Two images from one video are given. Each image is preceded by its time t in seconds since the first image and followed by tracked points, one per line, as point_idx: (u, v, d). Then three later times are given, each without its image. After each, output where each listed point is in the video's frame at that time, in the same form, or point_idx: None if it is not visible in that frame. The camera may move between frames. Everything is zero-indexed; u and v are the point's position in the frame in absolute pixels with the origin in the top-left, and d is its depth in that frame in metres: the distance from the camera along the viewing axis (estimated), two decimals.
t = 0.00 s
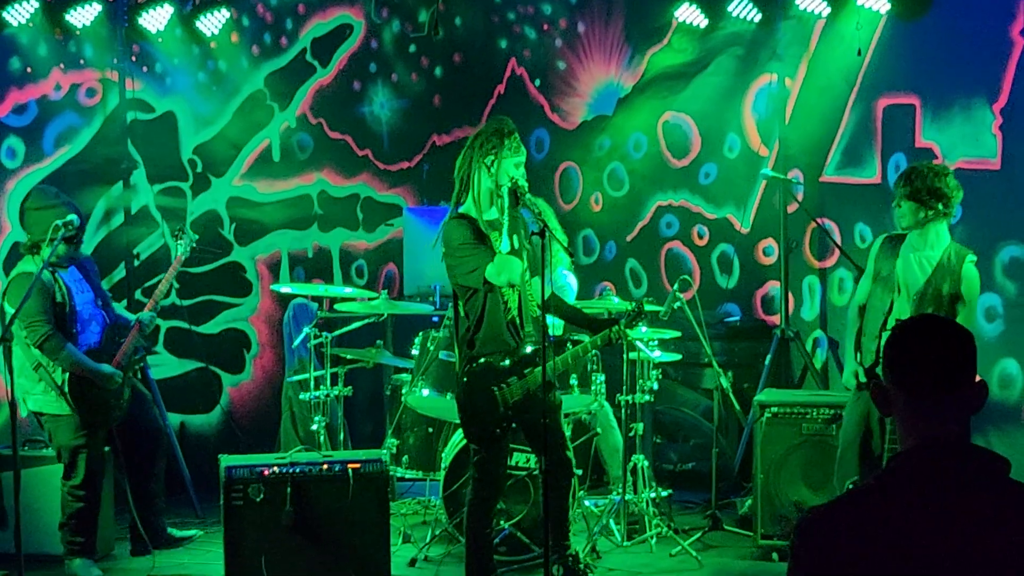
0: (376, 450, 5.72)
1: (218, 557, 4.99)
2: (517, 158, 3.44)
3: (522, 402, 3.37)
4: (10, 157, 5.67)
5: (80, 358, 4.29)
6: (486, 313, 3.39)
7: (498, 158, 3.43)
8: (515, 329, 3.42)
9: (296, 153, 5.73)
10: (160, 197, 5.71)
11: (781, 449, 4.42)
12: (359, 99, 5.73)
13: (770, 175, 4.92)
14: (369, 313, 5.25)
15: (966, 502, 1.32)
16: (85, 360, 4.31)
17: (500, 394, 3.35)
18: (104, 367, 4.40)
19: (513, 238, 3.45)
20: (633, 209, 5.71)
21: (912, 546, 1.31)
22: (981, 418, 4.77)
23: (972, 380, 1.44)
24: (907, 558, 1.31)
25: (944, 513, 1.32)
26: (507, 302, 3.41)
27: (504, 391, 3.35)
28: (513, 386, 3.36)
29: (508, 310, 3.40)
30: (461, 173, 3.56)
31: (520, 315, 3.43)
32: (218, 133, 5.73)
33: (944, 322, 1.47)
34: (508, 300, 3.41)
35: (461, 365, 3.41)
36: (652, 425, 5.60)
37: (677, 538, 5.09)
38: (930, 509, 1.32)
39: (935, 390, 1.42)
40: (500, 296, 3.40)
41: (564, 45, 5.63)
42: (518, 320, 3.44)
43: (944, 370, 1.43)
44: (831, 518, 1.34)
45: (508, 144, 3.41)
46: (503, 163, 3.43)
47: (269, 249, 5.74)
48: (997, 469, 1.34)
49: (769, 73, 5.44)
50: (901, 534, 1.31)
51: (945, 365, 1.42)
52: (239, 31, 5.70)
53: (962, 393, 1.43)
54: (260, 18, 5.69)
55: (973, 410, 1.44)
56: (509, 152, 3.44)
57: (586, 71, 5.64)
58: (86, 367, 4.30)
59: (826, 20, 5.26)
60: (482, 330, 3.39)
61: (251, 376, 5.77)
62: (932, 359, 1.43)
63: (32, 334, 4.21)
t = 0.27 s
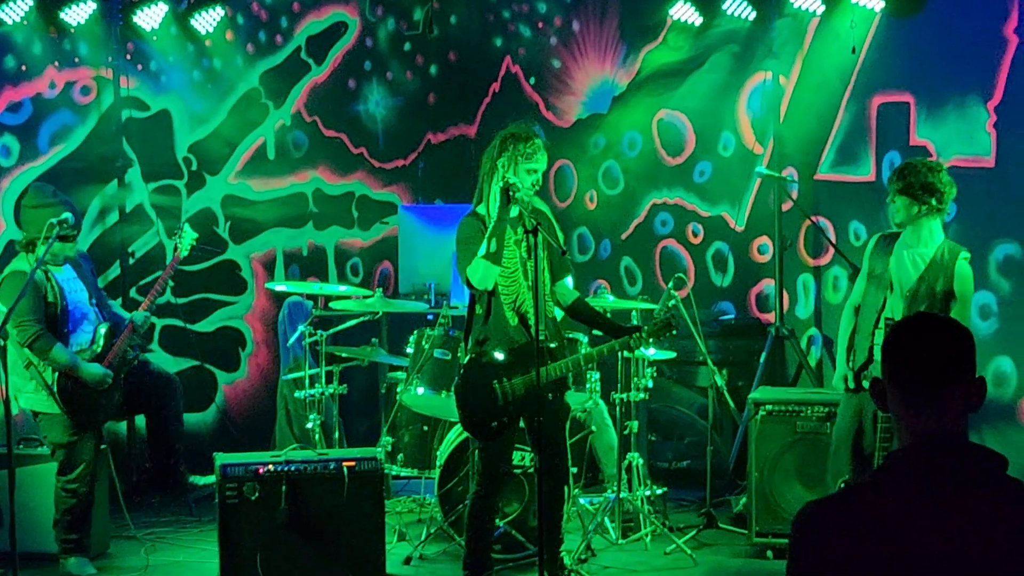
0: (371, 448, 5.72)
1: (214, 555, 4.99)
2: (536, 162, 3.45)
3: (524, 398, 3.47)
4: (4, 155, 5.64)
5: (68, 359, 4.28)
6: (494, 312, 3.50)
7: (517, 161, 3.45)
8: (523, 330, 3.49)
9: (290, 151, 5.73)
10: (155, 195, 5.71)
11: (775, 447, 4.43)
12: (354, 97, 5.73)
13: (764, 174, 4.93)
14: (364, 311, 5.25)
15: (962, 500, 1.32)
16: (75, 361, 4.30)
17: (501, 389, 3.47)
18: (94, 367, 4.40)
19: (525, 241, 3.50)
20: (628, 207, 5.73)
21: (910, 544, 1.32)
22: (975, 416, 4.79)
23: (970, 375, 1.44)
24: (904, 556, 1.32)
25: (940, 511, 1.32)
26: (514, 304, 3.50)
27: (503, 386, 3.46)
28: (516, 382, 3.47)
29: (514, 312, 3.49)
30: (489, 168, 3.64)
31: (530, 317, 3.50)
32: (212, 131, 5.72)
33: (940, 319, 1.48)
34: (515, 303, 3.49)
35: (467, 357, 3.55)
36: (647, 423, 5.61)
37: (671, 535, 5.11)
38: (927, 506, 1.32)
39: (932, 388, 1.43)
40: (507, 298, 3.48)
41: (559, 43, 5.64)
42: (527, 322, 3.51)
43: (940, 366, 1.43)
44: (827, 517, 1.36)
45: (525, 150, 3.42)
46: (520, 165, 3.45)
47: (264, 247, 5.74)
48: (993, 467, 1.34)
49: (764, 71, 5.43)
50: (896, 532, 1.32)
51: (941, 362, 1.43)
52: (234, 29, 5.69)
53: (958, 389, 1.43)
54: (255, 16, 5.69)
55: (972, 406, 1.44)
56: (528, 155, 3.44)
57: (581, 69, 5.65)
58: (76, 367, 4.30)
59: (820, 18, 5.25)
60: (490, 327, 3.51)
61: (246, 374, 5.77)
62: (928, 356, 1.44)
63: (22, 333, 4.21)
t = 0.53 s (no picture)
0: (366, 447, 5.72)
1: (209, 555, 4.99)
2: (550, 168, 3.60)
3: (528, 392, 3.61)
4: None
5: (58, 362, 4.30)
6: (506, 308, 3.68)
7: (532, 167, 3.62)
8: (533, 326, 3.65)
9: (286, 151, 5.73)
10: (150, 195, 5.71)
11: (769, 446, 4.44)
12: (349, 96, 5.73)
13: (759, 173, 4.94)
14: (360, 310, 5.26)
15: (959, 499, 1.32)
16: (65, 365, 4.31)
17: (506, 380, 3.62)
18: (86, 371, 4.36)
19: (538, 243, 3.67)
20: (623, 206, 5.74)
21: (910, 545, 1.31)
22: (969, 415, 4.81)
23: (967, 374, 1.44)
24: (902, 556, 1.32)
25: (936, 510, 1.32)
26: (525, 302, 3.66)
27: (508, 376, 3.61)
28: (522, 375, 3.61)
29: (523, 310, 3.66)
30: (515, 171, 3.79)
31: (543, 316, 3.66)
32: (207, 130, 5.72)
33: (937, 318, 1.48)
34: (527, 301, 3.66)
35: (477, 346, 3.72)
36: (641, 422, 5.62)
37: (666, 534, 5.12)
38: (923, 503, 1.32)
39: (928, 387, 1.43)
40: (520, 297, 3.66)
41: (554, 42, 5.64)
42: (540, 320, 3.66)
43: (936, 366, 1.44)
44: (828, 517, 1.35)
45: (534, 156, 3.59)
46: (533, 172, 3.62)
47: (260, 247, 5.74)
48: (990, 466, 1.34)
49: (759, 70, 5.44)
50: (894, 532, 1.32)
51: (938, 361, 1.43)
52: (229, 28, 5.68)
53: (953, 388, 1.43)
54: (250, 15, 5.68)
55: (970, 405, 1.44)
56: (542, 162, 3.60)
57: (576, 68, 5.65)
58: (66, 370, 4.30)
59: (815, 17, 5.25)
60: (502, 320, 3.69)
61: (241, 374, 5.76)
62: (924, 357, 1.44)
63: (15, 334, 4.27)
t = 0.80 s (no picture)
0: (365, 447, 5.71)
1: (208, 555, 4.99)
2: (562, 169, 3.71)
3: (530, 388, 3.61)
4: None
5: (60, 363, 4.31)
6: (513, 306, 3.70)
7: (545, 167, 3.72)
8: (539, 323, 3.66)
9: (285, 151, 5.73)
10: (149, 194, 5.71)
11: (769, 446, 4.44)
12: (348, 96, 5.73)
13: (758, 173, 4.94)
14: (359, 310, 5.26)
15: (959, 498, 1.31)
16: (66, 366, 4.32)
17: (509, 375, 3.62)
18: (87, 372, 4.38)
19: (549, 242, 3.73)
20: (623, 207, 5.73)
21: (908, 543, 1.31)
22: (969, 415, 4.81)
23: (969, 374, 1.44)
24: (902, 556, 1.31)
25: (936, 509, 1.31)
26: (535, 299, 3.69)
27: (511, 371, 3.60)
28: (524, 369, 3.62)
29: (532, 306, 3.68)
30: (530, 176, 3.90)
31: (552, 314, 3.69)
32: (207, 130, 5.72)
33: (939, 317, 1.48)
34: (536, 298, 3.69)
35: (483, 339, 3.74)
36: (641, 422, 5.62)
37: (666, 534, 5.13)
38: (923, 502, 1.31)
39: (928, 386, 1.43)
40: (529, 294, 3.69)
41: (554, 42, 5.63)
42: (548, 319, 3.69)
43: (936, 366, 1.43)
44: (830, 514, 1.34)
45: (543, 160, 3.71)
46: (546, 172, 3.73)
47: (259, 247, 5.74)
48: (990, 467, 1.33)
49: (758, 70, 5.45)
50: (894, 531, 1.31)
51: (938, 360, 1.43)
52: (228, 28, 5.69)
53: (952, 388, 1.43)
54: (249, 15, 5.68)
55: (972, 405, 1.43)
56: (555, 162, 3.71)
57: (576, 68, 5.64)
58: (66, 371, 4.31)
59: (814, 17, 5.26)
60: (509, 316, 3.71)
61: (241, 374, 5.76)
62: (924, 358, 1.44)
63: (19, 332, 4.30)
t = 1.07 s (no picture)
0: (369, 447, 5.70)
1: (212, 554, 5.00)
2: (562, 170, 3.74)
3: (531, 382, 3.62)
4: (3, 154, 5.65)
5: (71, 358, 4.30)
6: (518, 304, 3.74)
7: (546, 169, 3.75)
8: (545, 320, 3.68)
9: (290, 150, 5.73)
10: (154, 194, 5.71)
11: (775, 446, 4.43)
12: (353, 95, 5.72)
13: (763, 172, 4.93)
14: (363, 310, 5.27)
15: (958, 498, 1.33)
16: (77, 362, 4.31)
17: (509, 369, 3.64)
18: (96, 368, 4.38)
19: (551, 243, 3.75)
20: (627, 206, 5.71)
21: (907, 542, 1.33)
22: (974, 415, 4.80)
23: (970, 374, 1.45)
24: (902, 555, 1.33)
25: (936, 509, 1.33)
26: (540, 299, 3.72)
27: (510, 364, 3.63)
28: (525, 365, 3.63)
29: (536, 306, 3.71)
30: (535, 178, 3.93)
31: (556, 312, 3.70)
32: (211, 129, 5.72)
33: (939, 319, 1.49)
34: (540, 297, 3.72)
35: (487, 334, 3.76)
36: (646, 421, 5.63)
37: (670, 533, 5.14)
38: (923, 502, 1.33)
39: (928, 387, 1.45)
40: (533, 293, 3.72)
41: (558, 41, 5.63)
42: (553, 317, 3.71)
43: (938, 366, 1.45)
44: (830, 513, 1.36)
45: (540, 160, 3.73)
46: (547, 174, 3.75)
47: (263, 246, 5.74)
48: (990, 467, 1.35)
49: (763, 69, 5.45)
50: (894, 531, 1.33)
51: (937, 361, 1.45)
52: (233, 27, 5.68)
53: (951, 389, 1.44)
54: (253, 14, 5.68)
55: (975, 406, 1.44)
56: (556, 162, 3.72)
57: (580, 68, 5.64)
58: (77, 366, 4.31)
59: (819, 16, 5.28)
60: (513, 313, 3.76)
61: (245, 373, 5.76)
62: (924, 361, 1.46)
63: (32, 327, 4.32)
